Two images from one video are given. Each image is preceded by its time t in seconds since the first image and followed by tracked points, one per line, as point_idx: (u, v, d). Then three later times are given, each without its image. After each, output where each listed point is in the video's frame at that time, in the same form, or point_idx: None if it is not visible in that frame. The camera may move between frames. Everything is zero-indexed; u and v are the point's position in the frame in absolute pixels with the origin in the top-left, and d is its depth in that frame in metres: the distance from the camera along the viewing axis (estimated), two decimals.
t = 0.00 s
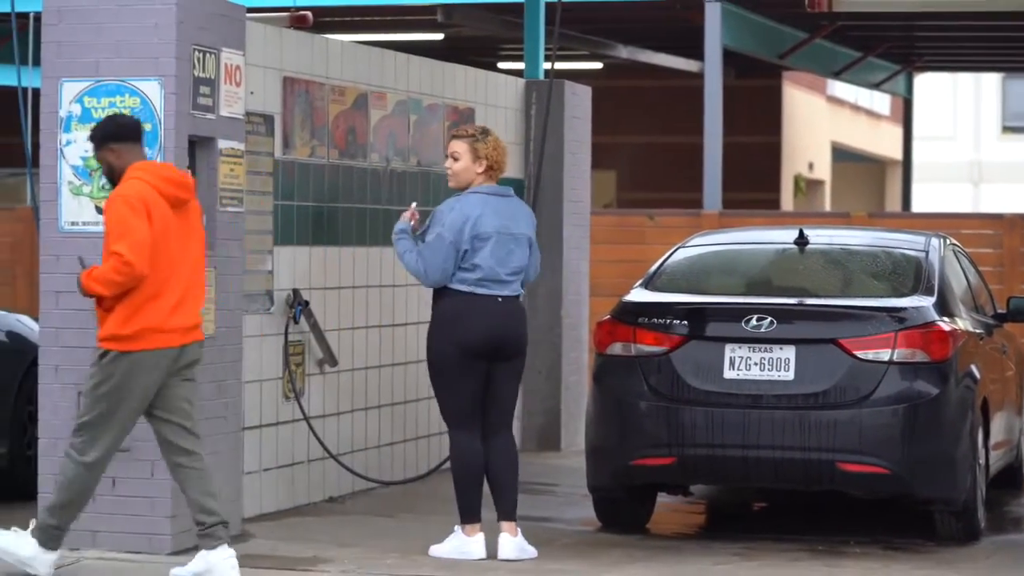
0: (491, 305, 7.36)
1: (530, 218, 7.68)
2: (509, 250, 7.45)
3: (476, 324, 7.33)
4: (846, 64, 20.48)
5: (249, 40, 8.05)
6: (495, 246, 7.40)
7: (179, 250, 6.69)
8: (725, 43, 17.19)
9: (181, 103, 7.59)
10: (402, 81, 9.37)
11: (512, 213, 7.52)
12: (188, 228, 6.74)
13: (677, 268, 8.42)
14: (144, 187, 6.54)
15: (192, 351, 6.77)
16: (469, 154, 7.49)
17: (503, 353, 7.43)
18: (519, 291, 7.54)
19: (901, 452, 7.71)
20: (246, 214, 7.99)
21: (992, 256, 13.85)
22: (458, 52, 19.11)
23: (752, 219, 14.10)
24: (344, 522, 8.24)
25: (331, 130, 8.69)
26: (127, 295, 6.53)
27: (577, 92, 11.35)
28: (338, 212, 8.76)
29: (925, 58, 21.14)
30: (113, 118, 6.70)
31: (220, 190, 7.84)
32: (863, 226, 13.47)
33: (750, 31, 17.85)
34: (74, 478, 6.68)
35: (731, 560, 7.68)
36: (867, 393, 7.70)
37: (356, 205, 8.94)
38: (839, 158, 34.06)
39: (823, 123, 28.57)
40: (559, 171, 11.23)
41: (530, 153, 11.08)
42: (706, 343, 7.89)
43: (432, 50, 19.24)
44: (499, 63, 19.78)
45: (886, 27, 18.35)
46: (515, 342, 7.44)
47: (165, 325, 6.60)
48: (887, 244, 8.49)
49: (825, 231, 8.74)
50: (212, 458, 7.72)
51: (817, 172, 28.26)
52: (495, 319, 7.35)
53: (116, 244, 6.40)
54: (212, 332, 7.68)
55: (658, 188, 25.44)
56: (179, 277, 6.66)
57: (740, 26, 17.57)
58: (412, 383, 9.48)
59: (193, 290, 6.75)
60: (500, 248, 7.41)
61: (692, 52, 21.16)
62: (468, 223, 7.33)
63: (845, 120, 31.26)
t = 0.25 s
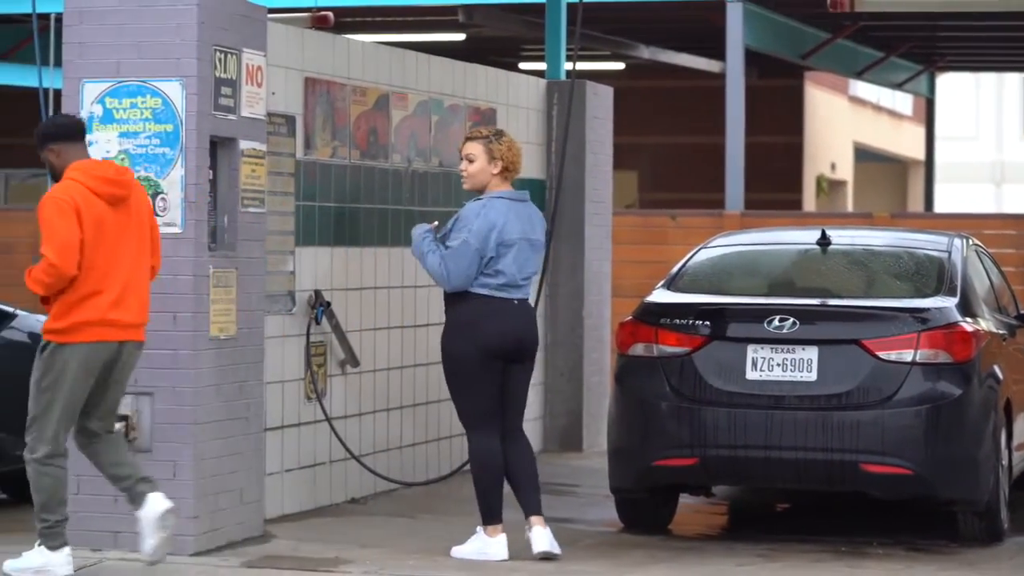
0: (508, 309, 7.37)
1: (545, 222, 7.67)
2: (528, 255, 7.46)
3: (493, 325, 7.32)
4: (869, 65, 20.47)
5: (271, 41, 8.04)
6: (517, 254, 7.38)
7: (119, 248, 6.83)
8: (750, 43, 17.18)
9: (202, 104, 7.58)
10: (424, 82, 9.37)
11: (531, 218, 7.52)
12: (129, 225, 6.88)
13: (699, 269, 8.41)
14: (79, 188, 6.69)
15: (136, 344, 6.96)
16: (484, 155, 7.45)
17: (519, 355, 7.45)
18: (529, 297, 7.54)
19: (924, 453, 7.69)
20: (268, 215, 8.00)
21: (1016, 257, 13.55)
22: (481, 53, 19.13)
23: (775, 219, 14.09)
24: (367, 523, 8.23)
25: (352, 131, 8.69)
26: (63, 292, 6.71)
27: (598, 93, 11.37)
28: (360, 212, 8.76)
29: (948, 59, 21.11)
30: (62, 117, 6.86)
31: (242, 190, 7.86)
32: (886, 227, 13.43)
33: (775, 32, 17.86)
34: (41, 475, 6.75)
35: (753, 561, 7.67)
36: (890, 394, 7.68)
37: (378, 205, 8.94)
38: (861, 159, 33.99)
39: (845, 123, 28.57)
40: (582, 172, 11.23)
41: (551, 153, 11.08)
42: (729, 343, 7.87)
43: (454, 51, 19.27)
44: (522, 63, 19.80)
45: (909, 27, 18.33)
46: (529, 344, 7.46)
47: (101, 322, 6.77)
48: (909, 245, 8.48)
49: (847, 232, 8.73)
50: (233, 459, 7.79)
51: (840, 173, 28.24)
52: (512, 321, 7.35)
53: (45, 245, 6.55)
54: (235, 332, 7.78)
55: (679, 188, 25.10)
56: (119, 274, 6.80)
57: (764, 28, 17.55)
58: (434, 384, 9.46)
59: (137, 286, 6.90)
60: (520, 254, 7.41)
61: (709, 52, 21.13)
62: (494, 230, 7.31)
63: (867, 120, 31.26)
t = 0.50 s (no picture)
0: (526, 311, 7.35)
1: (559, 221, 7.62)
2: (544, 256, 7.43)
3: (512, 327, 7.31)
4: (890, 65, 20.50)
5: (292, 42, 8.05)
6: (532, 256, 7.34)
7: (82, 245, 6.91)
8: (772, 43, 17.18)
9: (222, 105, 7.58)
10: (444, 82, 9.37)
11: (547, 218, 7.49)
12: (99, 223, 6.97)
13: (720, 270, 8.41)
14: (44, 183, 6.84)
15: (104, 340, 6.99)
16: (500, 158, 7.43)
17: (539, 356, 7.44)
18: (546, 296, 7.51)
19: (944, 454, 7.68)
20: (289, 216, 8.01)
21: None
22: (501, 54, 19.17)
23: (795, 220, 14.08)
24: (387, 524, 8.22)
25: (373, 132, 8.69)
26: (22, 283, 6.83)
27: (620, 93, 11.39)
28: (380, 213, 8.76)
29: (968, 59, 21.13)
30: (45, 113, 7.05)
31: (262, 191, 7.87)
32: (906, 227, 13.39)
33: (798, 33, 17.88)
34: (47, 472, 6.85)
35: (774, 562, 7.66)
36: (911, 394, 7.67)
37: (398, 206, 8.94)
38: (880, 160, 33.96)
39: (866, 124, 28.61)
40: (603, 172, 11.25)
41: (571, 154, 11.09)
42: (749, 344, 7.87)
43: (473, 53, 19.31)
44: (541, 64, 19.84)
45: (929, 28, 18.33)
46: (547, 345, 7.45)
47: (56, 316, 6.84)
48: (930, 246, 8.47)
49: (868, 233, 8.72)
50: (254, 459, 7.80)
51: (861, 174, 28.26)
52: (530, 323, 7.34)
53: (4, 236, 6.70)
54: (255, 333, 7.79)
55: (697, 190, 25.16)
56: (80, 270, 6.88)
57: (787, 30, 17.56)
58: (454, 385, 9.46)
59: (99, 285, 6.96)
60: (536, 255, 7.39)
61: (722, 52, 21.12)
62: (509, 233, 7.27)
63: (888, 120, 31.29)
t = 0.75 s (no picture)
0: (558, 313, 7.29)
1: (590, 222, 7.56)
2: (573, 257, 7.37)
3: (541, 329, 7.26)
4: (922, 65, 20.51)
5: (322, 44, 8.05)
6: (559, 257, 7.29)
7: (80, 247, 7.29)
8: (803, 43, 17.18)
9: (253, 107, 7.58)
10: (475, 83, 9.37)
11: (574, 219, 7.44)
12: (96, 232, 7.31)
13: (751, 271, 8.41)
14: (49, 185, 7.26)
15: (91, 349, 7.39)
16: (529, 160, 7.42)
17: (572, 356, 7.39)
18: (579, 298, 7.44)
19: (977, 455, 7.65)
20: (320, 217, 8.01)
21: None
22: (531, 56, 19.23)
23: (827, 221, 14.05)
24: (419, 525, 8.21)
25: (404, 133, 8.70)
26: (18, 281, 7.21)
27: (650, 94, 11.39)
28: (411, 214, 8.76)
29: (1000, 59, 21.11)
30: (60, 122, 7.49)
31: (293, 193, 7.87)
32: (939, 227, 13.34)
33: (829, 33, 17.90)
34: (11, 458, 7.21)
35: (806, 562, 7.64)
36: (943, 395, 7.64)
37: (430, 207, 8.94)
38: (912, 160, 33.92)
39: (897, 125, 28.62)
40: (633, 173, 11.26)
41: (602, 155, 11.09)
42: (781, 345, 7.86)
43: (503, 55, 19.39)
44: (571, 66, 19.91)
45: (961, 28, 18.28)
46: (580, 346, 7.39)
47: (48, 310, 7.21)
48: (961, 246, 8.45)
49: (900, 233, 8.71)
50: (287, 461, 7.79)
51: (892, 174, 28.25)
52: (562, 325, 7.29)
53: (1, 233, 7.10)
54: (287, 334, 7.79)
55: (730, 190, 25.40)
56: (67, 275, 7.25)
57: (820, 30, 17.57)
58: (486, 386, 9.45)
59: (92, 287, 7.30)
60: (565, 256, 7.33)
61: (750, 53, 21.13)
62: (533, 234, 7.24)
63: (919, 120, 31.27)
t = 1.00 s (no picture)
0: (583, 314, 7.28)
1: (618, 223, 7.54)
2: (599, 258, 7.37)
3: (563, 332, 7.27)
4: (942, 65, 20.55)
5: (344, 44, 8.06)
6: (580, 258, 7.29)
7: (57, 241, 7.23)
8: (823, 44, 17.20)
9: (274, 108, 7.58)
10: (496, 84, 9.38)
11: (600, 221, 7.44)
12: (72, 224, 7.25)
13: (771, 271, 8.43)
14: (23, 179, 7.22)
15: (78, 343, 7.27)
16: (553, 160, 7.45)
17: (596, 356, 7.35)
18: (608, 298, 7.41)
19: (996, 455, 7.65)
20: (341, 218, 8.02)
21: None
22: (550, 57, 19.28)
23: (846, 222, 14.05)
24: (438, 526, 8.21)
25: (425, 133, 8.71)
26: None
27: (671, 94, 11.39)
28: (431, 215, 8.77)
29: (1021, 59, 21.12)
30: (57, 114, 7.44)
31: (314, 194, 7.87)
32: (958, 228, 13.33)
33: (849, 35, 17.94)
34: None
35: (825, 562, 7.63)
36: (962, 395, 7.65)
37: (450, 208, 8.95)
38: (931, 161, 33.92)
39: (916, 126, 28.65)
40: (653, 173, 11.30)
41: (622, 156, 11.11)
42: (801, 346, 7.87)
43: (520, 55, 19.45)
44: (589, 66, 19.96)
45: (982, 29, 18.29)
46: (606, 347, 7.37)
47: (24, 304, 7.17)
48: (981, 246, 8.47)
49: (919, 233, 8.73)
50: (307, 461, 7.80)
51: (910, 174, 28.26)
52: (585, 327, 7.28)
53: None
54: (307, 335, 7.79)
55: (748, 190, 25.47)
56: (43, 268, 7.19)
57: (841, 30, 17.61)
58: (505, 386, 9.46)
59: (71, 280, 7.24)
60: (589, 257, 7.33)
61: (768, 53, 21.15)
62: (553, 236, 7.26)
63: (938, 120, 31.28)
